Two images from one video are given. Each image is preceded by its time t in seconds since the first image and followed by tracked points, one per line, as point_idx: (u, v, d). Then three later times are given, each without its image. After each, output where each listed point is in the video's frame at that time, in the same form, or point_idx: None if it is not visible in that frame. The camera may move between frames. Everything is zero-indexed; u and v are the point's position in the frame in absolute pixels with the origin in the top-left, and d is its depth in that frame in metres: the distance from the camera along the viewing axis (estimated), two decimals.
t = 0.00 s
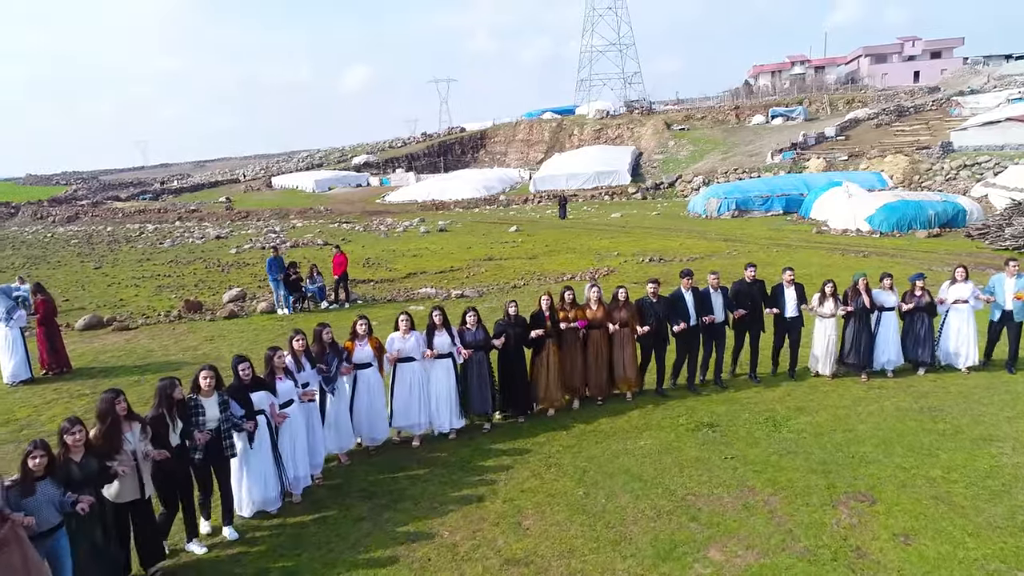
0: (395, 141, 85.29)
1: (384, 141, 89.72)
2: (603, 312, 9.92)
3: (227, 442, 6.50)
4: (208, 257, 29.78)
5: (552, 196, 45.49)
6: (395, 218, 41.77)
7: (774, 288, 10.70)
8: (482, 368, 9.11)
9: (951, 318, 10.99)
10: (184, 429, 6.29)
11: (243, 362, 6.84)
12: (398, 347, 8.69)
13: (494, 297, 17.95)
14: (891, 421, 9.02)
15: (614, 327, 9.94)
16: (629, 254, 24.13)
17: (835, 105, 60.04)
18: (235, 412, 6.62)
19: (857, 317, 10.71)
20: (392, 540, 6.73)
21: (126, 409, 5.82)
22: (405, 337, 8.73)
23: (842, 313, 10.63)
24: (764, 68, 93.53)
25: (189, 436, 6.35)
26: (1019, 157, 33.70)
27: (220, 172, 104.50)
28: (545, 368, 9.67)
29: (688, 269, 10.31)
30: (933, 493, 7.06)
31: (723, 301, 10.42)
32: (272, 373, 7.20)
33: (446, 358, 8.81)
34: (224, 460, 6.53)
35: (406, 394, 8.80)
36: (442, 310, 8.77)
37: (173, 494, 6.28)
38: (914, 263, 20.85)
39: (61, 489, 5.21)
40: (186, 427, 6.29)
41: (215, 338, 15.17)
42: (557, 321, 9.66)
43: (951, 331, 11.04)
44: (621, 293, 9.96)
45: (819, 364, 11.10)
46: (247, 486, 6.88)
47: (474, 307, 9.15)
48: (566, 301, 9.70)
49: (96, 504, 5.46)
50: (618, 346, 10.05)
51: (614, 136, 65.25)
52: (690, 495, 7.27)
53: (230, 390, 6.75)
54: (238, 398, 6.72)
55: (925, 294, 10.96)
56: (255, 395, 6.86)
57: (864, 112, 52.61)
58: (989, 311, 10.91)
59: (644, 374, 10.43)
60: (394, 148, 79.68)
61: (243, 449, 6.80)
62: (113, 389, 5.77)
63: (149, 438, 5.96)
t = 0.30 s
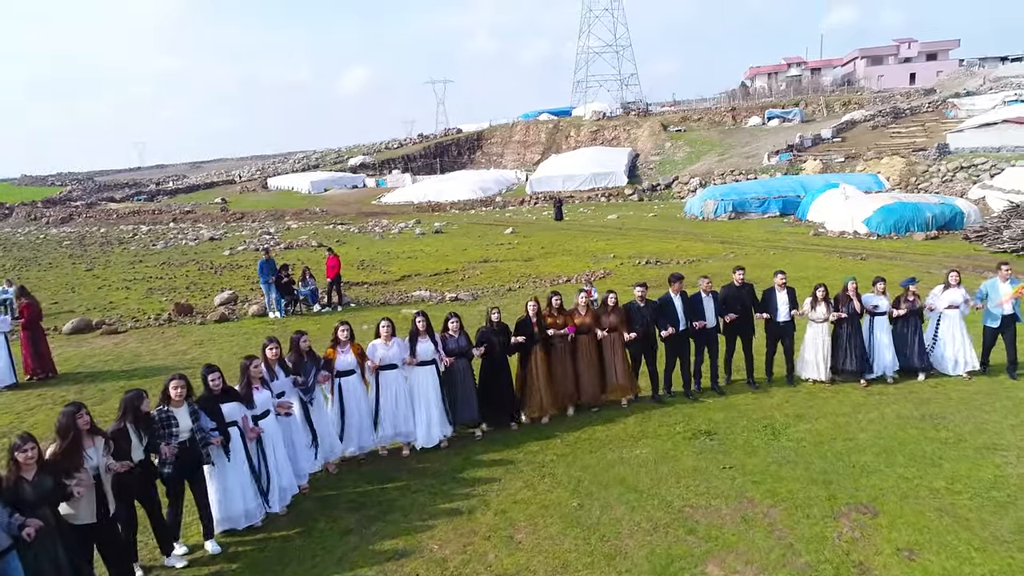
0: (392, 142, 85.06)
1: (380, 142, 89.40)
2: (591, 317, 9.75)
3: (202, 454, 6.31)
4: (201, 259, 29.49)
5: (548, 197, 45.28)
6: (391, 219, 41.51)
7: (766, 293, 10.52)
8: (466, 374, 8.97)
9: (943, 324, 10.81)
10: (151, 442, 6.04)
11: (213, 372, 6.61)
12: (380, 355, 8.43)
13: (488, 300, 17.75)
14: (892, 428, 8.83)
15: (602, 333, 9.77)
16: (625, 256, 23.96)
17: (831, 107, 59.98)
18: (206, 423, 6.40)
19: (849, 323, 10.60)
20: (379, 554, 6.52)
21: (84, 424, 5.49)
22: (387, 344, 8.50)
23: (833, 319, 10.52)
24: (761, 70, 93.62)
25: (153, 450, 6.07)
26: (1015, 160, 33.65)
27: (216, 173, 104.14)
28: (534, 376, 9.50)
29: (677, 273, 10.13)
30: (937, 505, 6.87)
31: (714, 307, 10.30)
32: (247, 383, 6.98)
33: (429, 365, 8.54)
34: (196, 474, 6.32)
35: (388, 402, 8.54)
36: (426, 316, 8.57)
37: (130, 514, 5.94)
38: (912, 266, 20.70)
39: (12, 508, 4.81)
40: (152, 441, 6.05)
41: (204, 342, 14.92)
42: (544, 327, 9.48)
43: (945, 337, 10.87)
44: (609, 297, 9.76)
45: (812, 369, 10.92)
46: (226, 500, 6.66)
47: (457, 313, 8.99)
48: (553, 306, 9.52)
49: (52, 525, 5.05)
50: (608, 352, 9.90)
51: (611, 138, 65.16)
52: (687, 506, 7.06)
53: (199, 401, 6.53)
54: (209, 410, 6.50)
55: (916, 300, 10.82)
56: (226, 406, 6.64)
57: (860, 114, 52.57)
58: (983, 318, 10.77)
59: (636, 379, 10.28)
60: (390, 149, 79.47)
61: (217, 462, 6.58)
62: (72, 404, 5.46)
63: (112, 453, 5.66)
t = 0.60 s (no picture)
0: (393, 143, 84.91)
1: (381, 143, 89.23)
2: (583, 323, 9.57)
3: (171, 467, 6.15)
4: (198, 260, 29.25)
5: (549, 199, 45.07)
6: (391, 221, 41.30)
7: (761, 298, 10.32)
8: (454, 381, 8.80)
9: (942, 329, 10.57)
10: (120, 455, 5.84)
11: (185, 381, 6.41)
12: (365, 363, 8.25)
13: (487, 304, 17.52)
14: (898, 437, 8.60)
15: (595, 339, 9.58)
16: (626, 258, 23.70)
17: (834, 108, 59.76)
18: (177, 434, 6.24)
19: (848, 327, 10.40)
20: (369, 570, 6.28)
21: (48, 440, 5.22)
22: (373, 351, 8.31)
23: (833, 323, 10.26)
24: (762, 71, 93.40)
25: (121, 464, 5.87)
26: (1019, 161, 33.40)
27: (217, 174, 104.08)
28: (525, 383, 9.25)
29: (669, 278, 9.97)
30: (946, 518, 6.64)
31: (708, 313, 10.06)
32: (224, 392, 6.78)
33: (417, 373, 8.34)
34: (169, 487, 6.13)
35: (372, 412, 8.37)
36: (413, 322, 8.40)
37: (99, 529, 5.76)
38: (916, 269, 20.45)
39: None
40: (120, 454, 5.85)
41: (198, 345, 14.69)
42: (535, 333, 9.25)
43: (943, 343, 10.63)
44: (603, 303, 9.56)
45: (813, 377, 10.65)
46: (203, 513, 6.49)
47: (446, 319, 8.82)
48: (544, 312, 9.32)
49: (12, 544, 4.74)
50: (602, 357, 9.70)
51: (612, 139, 64.95)
52: (687, 520, 6.83)
53: (171, 412, 6.33)
54: (182, 421, 6.31)
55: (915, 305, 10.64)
56: (199, 416, 6.46)
57: (862, 116, 52.33)
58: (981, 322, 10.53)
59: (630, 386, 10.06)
60: (391, 150, 79.31)
61: (191, 475, 6.43)
62: (35, 419, 5.19)
63: (79, 468, 5.43)
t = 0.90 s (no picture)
0: (391, 144, 84.70)
1: (379, 143, 88.83)
2: (578, 328, 9.33)
3: (145, 480, 5.84)
4: (193, 262, 28.97)
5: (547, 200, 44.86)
6: (388, 222, 41.07)
7: (759, 303, 10.12)
8: (446, 389, 8.56)
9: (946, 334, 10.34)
10: (91, 468, 5.58)
11: (160, 392, 6.15)
12: (353, 370, 8.07)
13: (483, 306, 17.28)
14: (903, 446, 8.37)
15: (590, 344, 9.35)
16: (623, 260, 23.50)
17: (832, 110, 59.59)
18: (153, 446, 5.99)
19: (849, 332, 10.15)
20: None
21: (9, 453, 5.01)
22: (361, 357, 8.15)
23: (834, 328, 10.02)
24: (761, 73, 93.30)
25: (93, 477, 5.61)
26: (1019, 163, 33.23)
27: (215, 175, 103.24)
28: (518, 391, 9.03)
29: (667, 281, 9.72)
30: (954, 533, 6.42)
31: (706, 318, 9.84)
32: (202, 402, 6.55)
33: (406, 380, 8.24)
34: (144, 502, 5.86)
35: (361, 420, 8.15)
36: (400, 328, 8.24)
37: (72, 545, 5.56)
38: (916, 271, 20.24)
39: None
40: (92, 468, 5.59)
41: (189, 349, 14.45)
42: (528, 339, 9.01)
43: (947, 348, 10.41)
44: (598, 307, 9.33)
45: (813, 382, 10.44)
46: (178, 529, 6.25)
47: (437, 325, 8.61)
48: (537, 317, 9.07)
49: None
50: (597, 363, 9.45)
51: (611, 140, 64.75)
52: (686, 534, 6.60)
53: (147, 423, 6.09)
54: (157, 432, 6.06)
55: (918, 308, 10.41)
56: (175, 428, 6.20)
57: (861, 117, 52.17)
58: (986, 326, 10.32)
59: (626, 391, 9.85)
60: (389, 151, 79.12)
61: (168, 488, 6.20)
62: None
63: (49, 482, 5.23)
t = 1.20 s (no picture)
0: (391, 145, 84.50)
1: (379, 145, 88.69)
2: (575, 333, 9.10)
3: (120, 493, 5.60)
4: (190, 264, 28.74)
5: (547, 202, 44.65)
6: (386, 223, 40.86)
7: (761, 307, 9.89)
8: (439, 396, 8.32)
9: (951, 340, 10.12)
10: (65, 480, 5.35)
11: (138, 401, 5.88)
12: (343, 376, 7.85)
13: (480, 309, 17.05)
14: (909, 455, 8.15)
15: (587, 349, 9.11)
16: (623, 263, 23.27)
17: (833, 111, 59.41)
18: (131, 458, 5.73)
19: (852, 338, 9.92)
20: None
21: None
22: (352, 363, 7.92)
23: (837, 334, 9.79)
24: (761, 75, 93.19)
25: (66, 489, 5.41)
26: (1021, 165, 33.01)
27: (215, 175, 103.12)
28: (513, 396, 8.81)
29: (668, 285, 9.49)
30: (964, 547, 6.19)
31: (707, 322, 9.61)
32: (183, 410, 6.30)
33: (398, 387, 8.02)
34: (120, 514, 5.62)
35: (352, 428, 7.92)
36: (392, 333, 8.02)
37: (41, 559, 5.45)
38: (918, 274, 20.01)
39: None
40: (64, 480, 5.36)
41: (180, 353, 14.22)
42: (523, 345, 8.78)
43: (951, 354, 10.19)
44: (596, 311, 9.10)
45: (816, 388, 10.21)
46: (161, 541, 5.99)
47: (430, 329, 8.38)
48: (533, 322, 8.85)
49: None
50: (595, 369, 9.22)
51: (611, 141, 64.54)
52: (686, 548, 6.37)
53: (125, 434, 5.84)
54: (134, 443, 5.80)
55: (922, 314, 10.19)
56: (154, 438, 5.94)
57: (862, 119, 51.98)
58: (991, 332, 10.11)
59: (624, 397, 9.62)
60: (389, 153, 78.95)
61: (147, 499, 5.94)
62: None
63: (20, 497, 5.09)
